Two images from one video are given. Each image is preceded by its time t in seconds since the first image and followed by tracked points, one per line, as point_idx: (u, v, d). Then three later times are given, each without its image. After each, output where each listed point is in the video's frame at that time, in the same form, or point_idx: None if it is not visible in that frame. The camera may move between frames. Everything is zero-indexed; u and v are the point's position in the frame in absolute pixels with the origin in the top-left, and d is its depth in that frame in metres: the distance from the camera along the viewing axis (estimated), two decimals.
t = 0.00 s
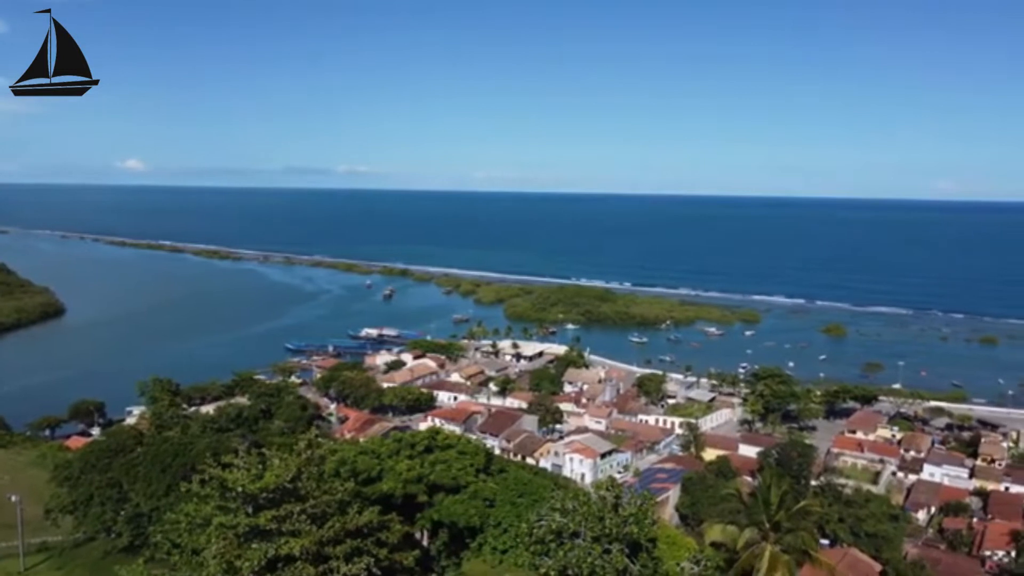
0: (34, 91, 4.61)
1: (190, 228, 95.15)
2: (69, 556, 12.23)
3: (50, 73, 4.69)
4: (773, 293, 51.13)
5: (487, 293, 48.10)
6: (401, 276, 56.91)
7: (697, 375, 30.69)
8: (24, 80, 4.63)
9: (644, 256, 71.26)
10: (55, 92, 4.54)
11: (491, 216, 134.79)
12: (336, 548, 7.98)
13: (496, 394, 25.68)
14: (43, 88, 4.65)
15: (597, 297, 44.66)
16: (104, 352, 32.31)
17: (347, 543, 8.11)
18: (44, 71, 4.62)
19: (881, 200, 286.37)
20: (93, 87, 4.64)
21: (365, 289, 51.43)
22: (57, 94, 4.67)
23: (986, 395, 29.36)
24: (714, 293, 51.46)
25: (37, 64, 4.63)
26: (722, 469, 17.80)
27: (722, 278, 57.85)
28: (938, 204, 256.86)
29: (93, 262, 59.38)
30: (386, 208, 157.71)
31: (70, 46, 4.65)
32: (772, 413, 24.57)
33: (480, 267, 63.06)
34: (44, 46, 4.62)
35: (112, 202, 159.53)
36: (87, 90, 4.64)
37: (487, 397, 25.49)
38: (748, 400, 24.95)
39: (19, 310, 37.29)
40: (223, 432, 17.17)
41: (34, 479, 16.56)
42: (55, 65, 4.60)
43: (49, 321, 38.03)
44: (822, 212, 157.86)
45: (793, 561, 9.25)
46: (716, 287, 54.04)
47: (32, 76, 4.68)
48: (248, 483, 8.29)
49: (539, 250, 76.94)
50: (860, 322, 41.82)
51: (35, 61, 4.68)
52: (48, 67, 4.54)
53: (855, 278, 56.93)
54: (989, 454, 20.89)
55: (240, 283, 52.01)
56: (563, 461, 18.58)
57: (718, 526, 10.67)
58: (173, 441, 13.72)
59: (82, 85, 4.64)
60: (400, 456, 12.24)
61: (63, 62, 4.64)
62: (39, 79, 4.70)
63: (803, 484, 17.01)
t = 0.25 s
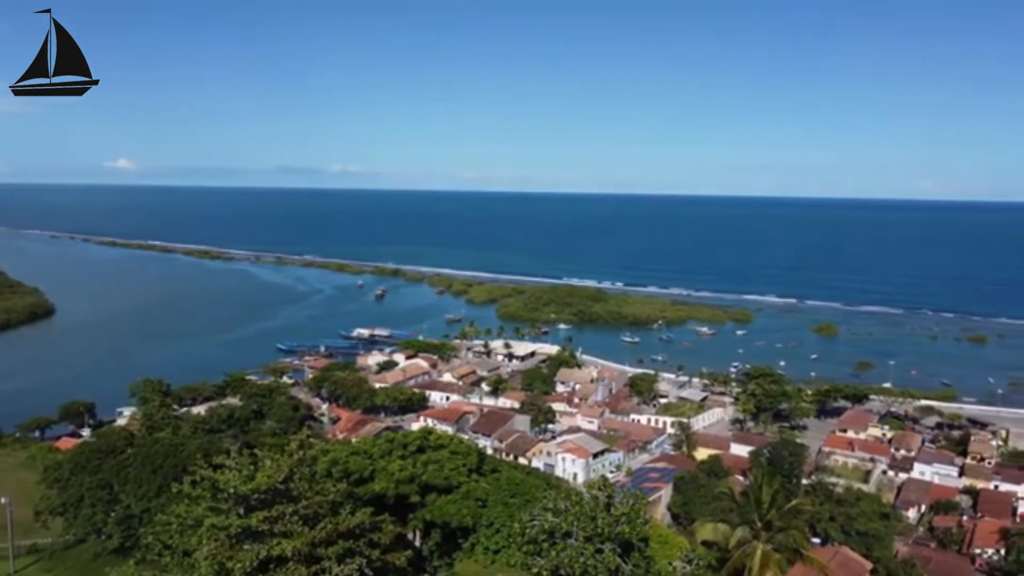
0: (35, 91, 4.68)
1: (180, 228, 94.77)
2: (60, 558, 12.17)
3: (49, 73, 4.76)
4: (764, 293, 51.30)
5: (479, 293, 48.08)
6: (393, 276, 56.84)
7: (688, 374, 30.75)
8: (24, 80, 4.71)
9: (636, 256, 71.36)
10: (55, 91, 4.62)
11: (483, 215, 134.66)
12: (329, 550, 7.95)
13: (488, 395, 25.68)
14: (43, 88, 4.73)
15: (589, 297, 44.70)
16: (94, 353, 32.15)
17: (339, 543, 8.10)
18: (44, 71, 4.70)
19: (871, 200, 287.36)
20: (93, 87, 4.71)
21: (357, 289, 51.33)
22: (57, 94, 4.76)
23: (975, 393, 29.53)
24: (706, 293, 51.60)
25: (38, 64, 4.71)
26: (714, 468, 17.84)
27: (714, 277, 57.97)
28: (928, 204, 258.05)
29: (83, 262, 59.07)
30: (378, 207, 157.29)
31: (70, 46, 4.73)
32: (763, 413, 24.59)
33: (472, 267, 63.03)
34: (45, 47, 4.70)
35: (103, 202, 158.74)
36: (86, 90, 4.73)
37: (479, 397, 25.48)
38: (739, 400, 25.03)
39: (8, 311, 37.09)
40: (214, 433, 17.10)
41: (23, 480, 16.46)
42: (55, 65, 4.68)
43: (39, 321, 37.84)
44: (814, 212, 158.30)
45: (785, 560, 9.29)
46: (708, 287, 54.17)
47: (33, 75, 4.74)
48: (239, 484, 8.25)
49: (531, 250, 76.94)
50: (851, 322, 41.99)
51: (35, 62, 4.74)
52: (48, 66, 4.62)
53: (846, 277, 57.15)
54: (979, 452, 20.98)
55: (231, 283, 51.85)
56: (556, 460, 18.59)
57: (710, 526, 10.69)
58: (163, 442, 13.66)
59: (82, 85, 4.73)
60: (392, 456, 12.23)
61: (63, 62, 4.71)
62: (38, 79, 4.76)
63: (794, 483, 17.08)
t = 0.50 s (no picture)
0: (36, 92, 4.73)
1: (170, 228, 94.29)
2: (49, 560, 12.10)
3: (50, 73, 4.80)
4: (754, 293, 51.49)
5: (470, 293, 48.04)
6: (384, 276, 56.73)
7: (679, 374, 30.83)
8: (24, 80, 4.75)
9: (627, 256, 71.47)
10: (54, 92, 4.67)
11: (475, 215, 134.55)
12: (319, 550, 7.93)
13: (479, 394, 25.69)
14: (43, 88, 4.77)
15: (580, 297, 44.73)
16: (82, 354, 31.94)
17: (330, 544, 8.07)
18: (44, 71, 4.75)
19: (861, 201, 288.62)
20: (92, 86, 4.76)
21: (347, 289, 51.22)
22: (57, 94, 4.80)
23: (964, 392, 29.73)
24: (696, 292, 51.74)
25: (38, 64, 4.76)
26: (704, 467, 17.89)
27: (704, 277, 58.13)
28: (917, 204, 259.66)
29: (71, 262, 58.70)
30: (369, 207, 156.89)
31: (70, 46, 4.77)
32: (754, 412, 24.57)
33: (463, 267, 62.99)
34: (44, 47, 4.74)
35: (92, 201, 157.69)
36: (86, 89, 4.78)
37: (471, 397, 25.47)
38: (730, 399, 25.11)
39: None
40: (204, 433, 17.01)
41: (10, 482, 16.34)
42: (56, 65, 4.73)
43: (27, 322, 37.59)
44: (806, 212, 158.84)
45: (776, 559, 9.31)
46: (699, 287, 54.32)
47: (33, 76, 4.78)
48: (229, 485, 8.20)
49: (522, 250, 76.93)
50: (840, 321, 42.20)
51: (36, 62, 4.79)
52: (49, 68, 4.68)
53: (836, 277, 57.42)
54: (967, 450, 21.12)
55: (221, 283, 51.64)
56: (547, 460, 18.60)
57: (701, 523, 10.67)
58: (153, 443, 13.59)
59: (82, 85, 4.78)
60: (383, 456, 12.21)
61: (63, 62, 4.76)
62: (39, 79, 4.80)
63: (785, 481, 17.15)
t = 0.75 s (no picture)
0: (36, 91, 4.70)
1: (160, 228, 93.76)
2: (39, 562, 12.04)
3: (50, 73, 4.78)
4: (746, 292, 51.62)
5: (463, 293, 47.99)
6: (376, 276, 56.62)
7: (671, 373, 30.88)
8: (24, 80, 4.72)
9: (619, 256, 71.52)
10: (55, 92, 4.65)
11: (467, 215, 134.46)
12: (311, 551, 7.92)
13: (472, 394, 25.68)
14: (43, 88, 4.75)
15: (572, 297, 44.75)
16: (72, 355, 31.76)
17: (322, 545, 8.06)
18: (44, 72, 4.72)
19: (851, 201, 289.80)
20: (93, 86, 4.74)
21: (339, 289, 51.11)
22: (58, 94, 4.78)
23: (954, 391, 29.90)
24: (688, 292, 51.85)
25: (38, 64, 4.73)
26: (697, 466, 17.93)
27: (696, 277, 58.26)
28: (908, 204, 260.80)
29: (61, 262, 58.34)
30: (361, 207, 156.58)
31: (70, 46, 4.74)
32: (745, 411, 24.66)
33: (455, 267, 62.94)
34: (44, 47, 4.72)
35: (81, 200, 156.72)
36: (86, 89, 4.75)
37: (463, 397, 25.46)
38: (722, 398, 25.17)
39: None
40: (195, 434, 16.94)
41: None
42: (55, 66, 4.70)
43: (17, 322, 37.35)
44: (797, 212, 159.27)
45: (768, 557, 9.36)
46: (691, 286, 54.42)
47: (33, 76, 4.76)
48: (221, 486, 8.17)
49: (514, 250, 76.91)
50: (832, 321, 42.35)
51: (35, 62, 4.76)
52: (49, 68, 4.65)
53: (827, 277, 57.64)
54: (957, 449, 21.22)
55: (212, 283, 51.42)
56: (539, 460, 18.61)
57: (693, 523, 10.68)
58: (144, 444, 13.53)
59: (82, 85, 4.75)
60: (375, 456, 12.19)
61: (63, 62, 4.74)
62: (39, 79, 4.78)
63: (776, 481, 17.20)
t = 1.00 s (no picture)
0: (35, 91, 4.71)
1: (150, 228, 93.30)
2: (29, 564, 11.99)
3: (49, 73, 4.80)
4: (738, 292, 51.76)
5: (455, 293, 47.95)
6: (368, 276, 56.51)
7: (664, 373, 30.92)
8: (23, 80, 4.73)
9: (612, 256, 71.58)
10: (55, 92, 4.65)
11: (459, 215, 134.37)
12: (304, 552, 7.90)
13: (464, 394, 25.67)
14: (43, 88, 4.76)
15: (565, 296, 44.78)
16: (62, 355, 31.59)
17: (315, 545, 8.05)
18: (44, 71, 4.74)
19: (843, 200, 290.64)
20: (92, 86, 4.75)
21: (332, 289, 51.00)
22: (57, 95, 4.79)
23: (944, 390, 30.06)
24: (681, 292, 51.97)
25: (37, 64, 4.74)
26: (689, 465, 17.95)
27: (688, 276, 58.38)
28: (899, 203, 261.87)
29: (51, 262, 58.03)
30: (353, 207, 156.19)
31: (70, 46, 4.75)
32: (737, 410, 24.74)
33: (448, 267, 62.89)
34: (44, 47, 4.73)
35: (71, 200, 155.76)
36: (86, 89, 4.77)
37: (456, 397, 25.44)
38: (714, 398, 25.23)
39: None
40: (187, 435, 16.88)
41: None
42: (55, 65, 4.71)
43: (7, 322, 37.14)
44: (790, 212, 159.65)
45: (759, 556, 9.39)
46: (683, 286, 54.50)
47: (33, 76, 4.77)
48: (213, 487, 8.14)
49: (507, 250, 76.89)
50: (823, 320, 42.49)
51: (35, 62, 4.77)
52: (48, 68, 4.65)
53: (819, 276, 57.85)
54: (948, 447, 21.32)
55: (204, 283, 51.23)
56: (532, 460, 18.63)
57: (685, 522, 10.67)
58: (135, 445, 13.48)
59: (81, 85, 4.76)
60: (368, 456, 12.17)
61: (62, 62, 4.74)
62: (39, 79, 4.78)
63: (768, 480, 17.25)
